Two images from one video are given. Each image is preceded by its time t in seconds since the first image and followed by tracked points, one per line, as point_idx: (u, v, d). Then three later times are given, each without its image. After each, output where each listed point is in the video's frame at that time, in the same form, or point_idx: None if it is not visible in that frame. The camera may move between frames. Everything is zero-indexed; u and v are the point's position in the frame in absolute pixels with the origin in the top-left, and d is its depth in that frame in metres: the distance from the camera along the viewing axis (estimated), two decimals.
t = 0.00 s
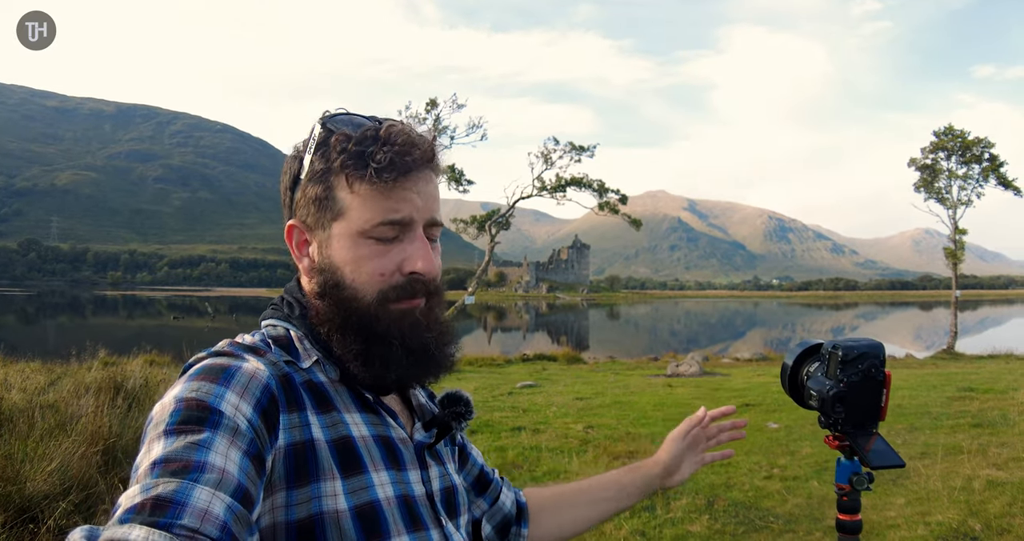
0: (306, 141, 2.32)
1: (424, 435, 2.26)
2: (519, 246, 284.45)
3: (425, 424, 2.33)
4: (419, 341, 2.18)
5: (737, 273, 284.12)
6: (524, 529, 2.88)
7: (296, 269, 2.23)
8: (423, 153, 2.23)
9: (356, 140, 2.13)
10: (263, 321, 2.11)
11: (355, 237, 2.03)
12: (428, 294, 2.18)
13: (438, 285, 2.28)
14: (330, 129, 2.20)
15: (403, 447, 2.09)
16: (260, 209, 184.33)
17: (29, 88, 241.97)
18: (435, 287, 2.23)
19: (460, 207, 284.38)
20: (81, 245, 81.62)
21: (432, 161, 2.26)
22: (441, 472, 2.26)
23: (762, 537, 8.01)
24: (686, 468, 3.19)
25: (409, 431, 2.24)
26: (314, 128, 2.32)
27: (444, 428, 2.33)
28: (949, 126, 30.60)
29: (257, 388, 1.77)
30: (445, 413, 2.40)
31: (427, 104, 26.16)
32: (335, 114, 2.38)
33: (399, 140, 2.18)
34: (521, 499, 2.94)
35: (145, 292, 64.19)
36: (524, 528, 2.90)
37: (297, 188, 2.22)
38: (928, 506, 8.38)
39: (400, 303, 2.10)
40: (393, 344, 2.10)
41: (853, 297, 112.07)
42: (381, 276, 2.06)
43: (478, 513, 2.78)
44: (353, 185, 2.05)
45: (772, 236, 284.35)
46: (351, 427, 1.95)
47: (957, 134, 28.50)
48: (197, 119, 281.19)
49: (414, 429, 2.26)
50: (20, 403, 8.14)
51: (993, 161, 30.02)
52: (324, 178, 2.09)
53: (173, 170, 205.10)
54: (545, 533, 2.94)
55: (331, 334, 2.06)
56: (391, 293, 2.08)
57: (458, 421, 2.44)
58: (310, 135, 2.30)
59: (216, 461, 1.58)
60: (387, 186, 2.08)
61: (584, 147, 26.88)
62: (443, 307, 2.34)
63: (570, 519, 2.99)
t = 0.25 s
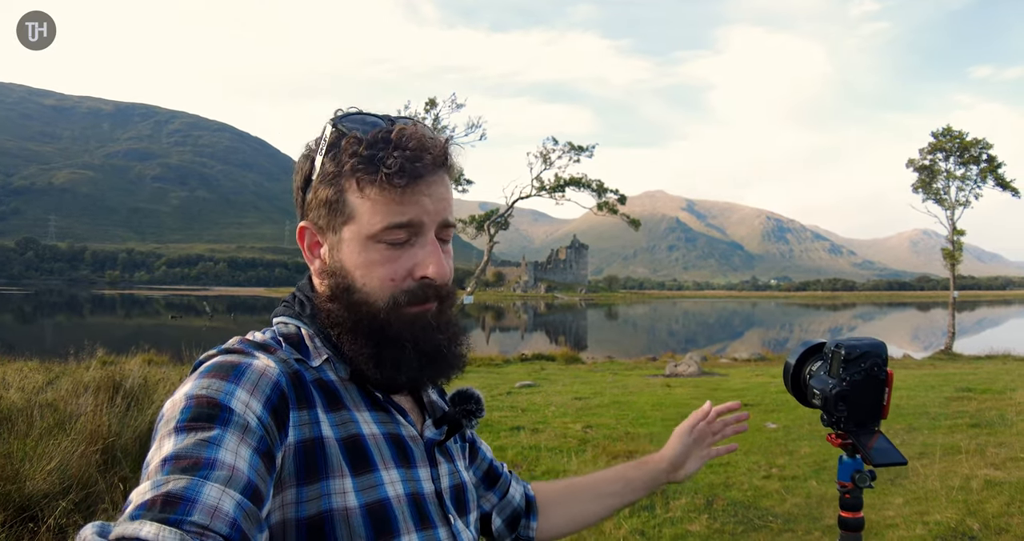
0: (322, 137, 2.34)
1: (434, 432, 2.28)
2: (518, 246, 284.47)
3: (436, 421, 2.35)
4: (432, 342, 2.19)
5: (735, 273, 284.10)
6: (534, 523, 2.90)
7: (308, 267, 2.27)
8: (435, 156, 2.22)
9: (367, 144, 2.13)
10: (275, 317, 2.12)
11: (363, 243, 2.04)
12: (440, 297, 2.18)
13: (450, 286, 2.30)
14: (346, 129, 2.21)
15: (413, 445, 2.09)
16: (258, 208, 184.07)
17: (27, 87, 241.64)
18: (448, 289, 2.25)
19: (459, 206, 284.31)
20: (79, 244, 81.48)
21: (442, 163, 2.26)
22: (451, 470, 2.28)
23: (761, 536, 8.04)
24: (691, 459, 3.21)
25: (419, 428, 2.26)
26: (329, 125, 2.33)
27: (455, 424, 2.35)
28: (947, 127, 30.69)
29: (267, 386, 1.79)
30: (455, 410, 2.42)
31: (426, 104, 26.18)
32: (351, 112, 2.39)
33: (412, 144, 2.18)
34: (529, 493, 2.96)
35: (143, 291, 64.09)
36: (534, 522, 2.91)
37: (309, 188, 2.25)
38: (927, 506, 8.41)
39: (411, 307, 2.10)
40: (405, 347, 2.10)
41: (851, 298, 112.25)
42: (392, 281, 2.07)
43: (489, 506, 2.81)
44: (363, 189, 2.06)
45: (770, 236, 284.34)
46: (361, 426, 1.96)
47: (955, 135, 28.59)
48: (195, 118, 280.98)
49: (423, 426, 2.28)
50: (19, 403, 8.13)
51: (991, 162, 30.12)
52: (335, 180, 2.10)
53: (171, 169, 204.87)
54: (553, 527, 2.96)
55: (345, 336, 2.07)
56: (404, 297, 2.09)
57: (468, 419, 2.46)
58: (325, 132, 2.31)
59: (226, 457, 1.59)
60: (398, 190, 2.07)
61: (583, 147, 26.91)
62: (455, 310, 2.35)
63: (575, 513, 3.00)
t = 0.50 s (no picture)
0: (325, 128, 2.27)
1: (435, 422, 2.28)
2: (514, 246, 284.46)
3: (436, 412, 2.34)
4: (455, 323, 2.31)
5: (732, 273, 284.15)
6: (541, 506, 2.93)
7: (330, 265, 2.21)
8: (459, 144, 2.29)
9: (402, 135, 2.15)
10: (276, 310, 2.12)
11: (413, 235, 2.12)
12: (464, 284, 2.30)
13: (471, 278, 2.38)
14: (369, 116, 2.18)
15: (414, 437, 2.10)
16: (254, 208, 183.66)
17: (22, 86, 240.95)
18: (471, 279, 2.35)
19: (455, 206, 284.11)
20: (74, 243, 81.28)
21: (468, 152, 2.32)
22: (452, 461, 2.29)
23: (758, 533, 8.07)
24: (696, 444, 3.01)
25: (419, 420, 2.26)
26: (337, 115, 2.28)
27: (455, 415, 2.35)
28: (943, 128, 30.79)
29: (267, 375, 1.79)
30: (457, 399, 2.41)
31: (423, 103, 26.22)
32: (352, 100, 2.36)
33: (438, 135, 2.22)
34: (533, 475, 3.00)
35: (139, 291, 63.97)
36: (541, 505, 2.95)
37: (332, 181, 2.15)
38: (922, 504, 8.45)
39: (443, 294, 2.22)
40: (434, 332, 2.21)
41: (847, 298, 112.48)
42: (434, 268, 2.17)
43: (494, 491, 2.88)
44: (407, 184, 2.11)
45: (767, 237, 284.37)
46: (365, 418, 1.97)
47: (951, 136, 28.70)
48: (192, 117, 280.46)
49: (424, 417, 2.28)
50: (15, 401, 8.12)
51: (987, 162, 30.23)
52: (373, 174, 2.08)
53: (167, 169, 204.36)
54: (557, 509, 2.96)
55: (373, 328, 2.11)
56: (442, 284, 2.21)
57: (470, 407, 2.48)
58: (335, 122, 2.25)
59: (225, 448, 1.60)
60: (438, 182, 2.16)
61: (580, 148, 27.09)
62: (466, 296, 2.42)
63: (585, 484, 2.99)
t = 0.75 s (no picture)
0: (354, 114, 2.30)
1: (431, 408, 2.31)
2: (510, 247, 284.36)
3: (432, 395, 2.37)
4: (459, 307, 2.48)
5: (728, 274, 284.18)
6: (528, 483, 3.01)
7: (360, 247, 2.19)
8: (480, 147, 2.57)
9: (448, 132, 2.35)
10: (274, 297, 2.13)
11: (454, 224, 2.30)
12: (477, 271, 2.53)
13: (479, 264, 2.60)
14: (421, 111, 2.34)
15: (414, 423, 2.12)
16: (250, 208, 183.22)
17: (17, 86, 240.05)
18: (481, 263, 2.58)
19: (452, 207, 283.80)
20: (69, 243, 81.02)
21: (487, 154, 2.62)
22: (446, 446, 2.32)
23: (754, 530, 8.10)
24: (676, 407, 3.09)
25: (416, 406, 2.29)
26: (369, 103, 2.32)
27: (451, 400, 2.39)
28: (938, 128, 30.92)
29: (264, 364, 1.81)
30: (451, 383, 2.46)
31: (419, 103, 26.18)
32: (373, 89, 2.41)
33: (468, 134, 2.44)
34: (522, 455, 3.06)
35: (134, 291, 63.74)
36: (527, 483, 3.02)
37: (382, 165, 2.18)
38: (917, 501, 8.51)
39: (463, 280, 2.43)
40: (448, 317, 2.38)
41: (842, 298, 112.79)
42: (463, 252, 2.36)
43: (484, 472, 2.93)
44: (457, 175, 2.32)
45: (762, 237, 284.40)
46: (367, 405, 1.99)
47: (945, 137, 28.83)
48: (187, 118, 279.81)
49: (421, 403, 2.30)
50: (11, 401, 8.09)
51: (981, 163, 30.37)
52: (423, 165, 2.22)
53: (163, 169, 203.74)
54: (545, 488, 3.03)
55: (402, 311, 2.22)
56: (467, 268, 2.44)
57: (464, 392, 2.54)
58: (371, 109, 2.29)
59: (224, 437, 1.61)
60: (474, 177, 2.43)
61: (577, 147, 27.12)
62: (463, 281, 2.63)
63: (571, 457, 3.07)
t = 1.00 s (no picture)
0: (354, 113, 2.29)
1: (423, 408, 2.33)
2: (507, 250, 284.37)
3: (424, 396, 2.39)
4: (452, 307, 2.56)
5: (725, 277, 284.14)
6: (531, 466, 3.04)
7: (358, 247, 2.18)
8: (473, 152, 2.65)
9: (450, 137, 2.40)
10: (263, 300, 2.13)
11: (452, 225, 2.34)
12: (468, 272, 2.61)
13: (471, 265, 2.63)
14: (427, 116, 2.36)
15: (406, 423, 2.14)
16: (247, 211, 182.96)
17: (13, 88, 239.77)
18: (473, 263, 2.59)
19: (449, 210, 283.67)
20: (65, 246, 80.87)
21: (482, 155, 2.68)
22: (439, 445, 2.33)
23: (751, 534, 8.11)
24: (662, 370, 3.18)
25: (408, 405, 2.30)
26: (370, 103, 2.32)
27: (441, 400, 2.43)
28: (934, 132, 31.08)
29: (255, 369, 1.81)
30: (442, 384, 2.48)
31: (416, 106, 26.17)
32: (372, 90, 2.42)
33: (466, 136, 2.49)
34: (521, 439, 3.08)
35: (131, 294, 63.61)
36: (530, 465, 3.06)
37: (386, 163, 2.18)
38: (912, 503, 8.54)
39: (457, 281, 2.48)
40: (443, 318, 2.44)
41: (838, 302, 112.85)
42: (458, 253, 2.40)
43: (484, 458, 2.92)
44: (456, 180, 2.37)
45: (759, 241, 284.43)
46: (360, 408, 2.00)
47: (941, 140, 28.97)
48: (185, 120, 279.68)
49: (412, 403, 2.32)
50: (6, 403, 8.06)
51: (977, 167, 30.51)
52: (424, 167, 2.25)
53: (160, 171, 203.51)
54: (547, 468, 3.08)
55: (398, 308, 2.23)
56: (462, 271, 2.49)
57: (455, 392, 2.54)
58: (370, 110, 2.29)
59: (215, 443, 1.61)
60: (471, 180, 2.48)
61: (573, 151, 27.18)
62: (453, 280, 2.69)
63: (567, 444, 3.11)
